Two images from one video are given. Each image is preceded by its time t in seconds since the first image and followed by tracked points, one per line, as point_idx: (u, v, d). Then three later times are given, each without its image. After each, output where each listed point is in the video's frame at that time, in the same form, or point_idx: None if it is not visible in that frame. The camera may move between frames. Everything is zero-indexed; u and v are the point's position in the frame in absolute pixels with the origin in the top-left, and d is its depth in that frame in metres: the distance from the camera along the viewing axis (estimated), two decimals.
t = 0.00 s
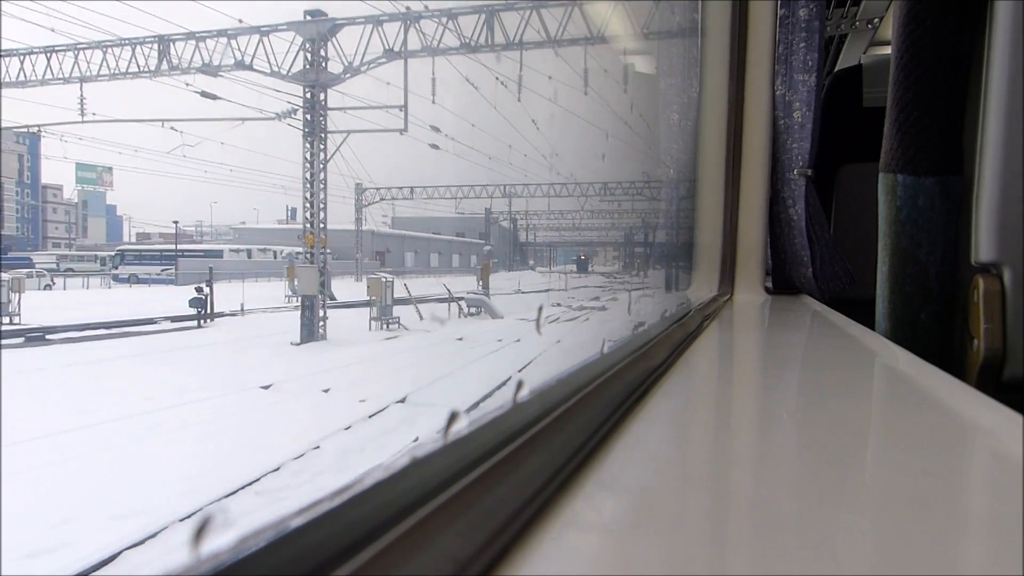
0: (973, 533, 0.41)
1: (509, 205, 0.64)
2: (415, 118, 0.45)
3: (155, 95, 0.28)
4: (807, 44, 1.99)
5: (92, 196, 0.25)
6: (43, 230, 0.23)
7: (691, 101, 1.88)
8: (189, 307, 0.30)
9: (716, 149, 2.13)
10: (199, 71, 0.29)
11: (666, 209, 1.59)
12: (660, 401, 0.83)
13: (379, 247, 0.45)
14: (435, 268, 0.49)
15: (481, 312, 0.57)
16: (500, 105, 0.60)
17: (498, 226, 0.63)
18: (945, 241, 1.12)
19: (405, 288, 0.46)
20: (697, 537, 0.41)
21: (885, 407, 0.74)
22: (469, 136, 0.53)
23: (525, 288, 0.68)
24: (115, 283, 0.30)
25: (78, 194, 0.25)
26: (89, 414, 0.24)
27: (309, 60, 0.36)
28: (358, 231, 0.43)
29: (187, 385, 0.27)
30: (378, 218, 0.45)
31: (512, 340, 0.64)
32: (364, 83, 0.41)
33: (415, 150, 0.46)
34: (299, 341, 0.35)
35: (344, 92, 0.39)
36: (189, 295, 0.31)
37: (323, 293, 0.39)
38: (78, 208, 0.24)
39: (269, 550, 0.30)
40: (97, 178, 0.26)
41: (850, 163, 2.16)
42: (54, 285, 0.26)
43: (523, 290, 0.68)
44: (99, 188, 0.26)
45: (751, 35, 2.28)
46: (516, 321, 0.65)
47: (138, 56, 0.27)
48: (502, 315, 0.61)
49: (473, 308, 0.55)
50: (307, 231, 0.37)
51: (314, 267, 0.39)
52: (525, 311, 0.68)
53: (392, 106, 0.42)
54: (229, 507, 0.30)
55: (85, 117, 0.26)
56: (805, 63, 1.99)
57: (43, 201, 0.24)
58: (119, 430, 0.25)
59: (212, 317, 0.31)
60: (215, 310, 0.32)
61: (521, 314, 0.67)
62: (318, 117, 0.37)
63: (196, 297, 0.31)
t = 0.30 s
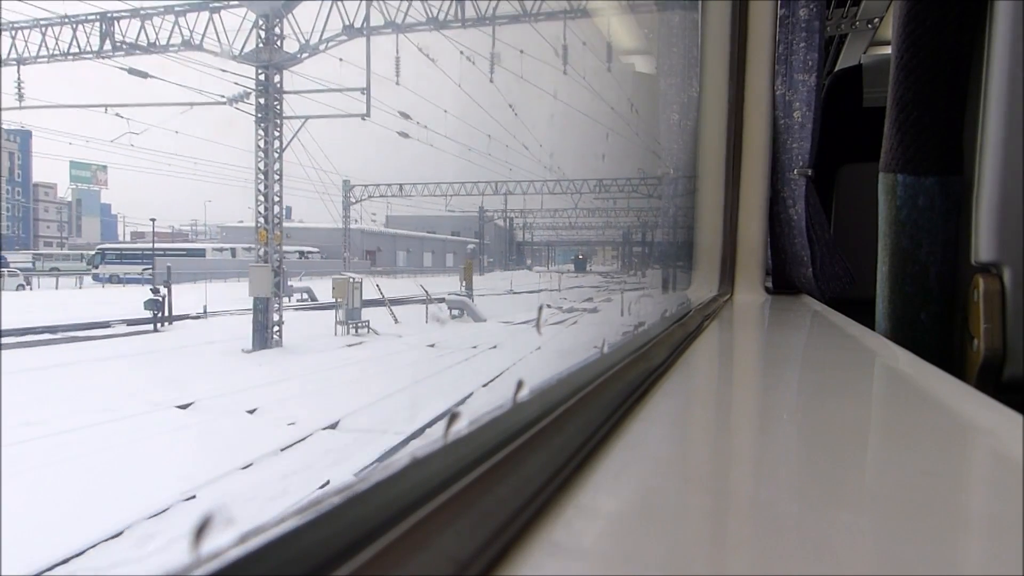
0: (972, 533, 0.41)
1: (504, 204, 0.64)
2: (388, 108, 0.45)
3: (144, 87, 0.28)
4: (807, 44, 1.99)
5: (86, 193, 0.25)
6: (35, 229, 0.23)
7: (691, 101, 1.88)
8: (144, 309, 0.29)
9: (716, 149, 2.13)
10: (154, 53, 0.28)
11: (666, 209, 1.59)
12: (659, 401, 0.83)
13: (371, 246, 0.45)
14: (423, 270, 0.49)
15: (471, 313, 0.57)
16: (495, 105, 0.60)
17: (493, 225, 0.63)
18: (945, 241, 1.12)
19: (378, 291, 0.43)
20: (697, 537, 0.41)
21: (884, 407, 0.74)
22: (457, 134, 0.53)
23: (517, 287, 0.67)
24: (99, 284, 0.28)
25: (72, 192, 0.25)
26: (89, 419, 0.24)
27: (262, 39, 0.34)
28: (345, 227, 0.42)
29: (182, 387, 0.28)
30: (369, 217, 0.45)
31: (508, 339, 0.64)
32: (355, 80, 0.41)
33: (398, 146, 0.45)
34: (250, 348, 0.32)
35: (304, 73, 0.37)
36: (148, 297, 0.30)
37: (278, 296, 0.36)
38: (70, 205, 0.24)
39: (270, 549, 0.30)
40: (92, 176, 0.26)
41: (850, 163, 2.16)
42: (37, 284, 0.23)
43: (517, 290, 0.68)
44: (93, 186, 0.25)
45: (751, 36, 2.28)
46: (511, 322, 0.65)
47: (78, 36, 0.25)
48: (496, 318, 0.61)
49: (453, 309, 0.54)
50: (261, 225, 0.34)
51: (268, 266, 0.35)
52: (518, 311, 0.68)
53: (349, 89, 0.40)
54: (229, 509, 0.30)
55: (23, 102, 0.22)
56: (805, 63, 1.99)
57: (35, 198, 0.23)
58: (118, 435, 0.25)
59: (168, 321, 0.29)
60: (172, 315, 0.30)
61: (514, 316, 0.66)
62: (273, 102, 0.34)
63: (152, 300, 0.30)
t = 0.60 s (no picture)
0: (971, 533, 0.41)
1: (500, 203, 0.62)
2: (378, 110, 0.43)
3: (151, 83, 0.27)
4: (807, 44, 1.99)
5: (81, 194, 0.24)
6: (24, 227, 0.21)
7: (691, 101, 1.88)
8: (90, 313, 0.26)
9: (716, 149, 2.13)
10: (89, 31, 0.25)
11: (666, 209, 1.59)
12: (659, 401, 0.83)
13: (362, 246, 0.44)
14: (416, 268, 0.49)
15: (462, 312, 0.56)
16: (494, 105, 0.60)
17: (488, 224, 0.60)
18: (945, 241, 1.12)
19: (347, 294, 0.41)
20: (696, 536, 0.41)
21: (884, 407, 0.74)
22: (449, 131, 0.52)
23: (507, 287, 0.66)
24: (75, 284, 0.26)
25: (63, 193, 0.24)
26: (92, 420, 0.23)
27: (205, 14, 0.30)
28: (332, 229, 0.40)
29: (188, 390, 0.28)
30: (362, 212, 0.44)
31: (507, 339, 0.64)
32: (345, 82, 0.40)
33: (378, 143, 0.44)
34: (191, 358, 0.28)
35: (247, 50, 0.33)
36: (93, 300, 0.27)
37: (222, 299, 0.31)
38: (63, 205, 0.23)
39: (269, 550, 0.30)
40: (86, 175, 0.25)
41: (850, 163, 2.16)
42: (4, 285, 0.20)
43: (507, 292, 0.67)
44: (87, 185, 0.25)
45: (751, 35, 2.28)
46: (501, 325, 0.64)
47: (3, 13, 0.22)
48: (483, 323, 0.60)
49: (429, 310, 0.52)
50: (200, 220, 0.31)
51: (208, 265, 0.32)
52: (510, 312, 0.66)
53: (307, 69, 0.37)
54: (233, 507, 0.30)
55: None
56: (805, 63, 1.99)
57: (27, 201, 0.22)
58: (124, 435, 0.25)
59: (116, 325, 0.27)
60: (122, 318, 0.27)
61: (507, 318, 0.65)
62: (216, 83, 0.31)
63: (101, 303, 0.27)
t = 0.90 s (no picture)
0: (973, 533, 0.41)
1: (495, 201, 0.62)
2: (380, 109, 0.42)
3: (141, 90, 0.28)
4: (807, 44, 1.99)
5: (76, 192, 0.24)
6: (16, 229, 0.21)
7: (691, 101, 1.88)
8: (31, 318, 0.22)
9: (716, 149, 2.13)
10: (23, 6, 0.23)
11: (666, 209, 1.59)
12: (659, 400, 0.83)
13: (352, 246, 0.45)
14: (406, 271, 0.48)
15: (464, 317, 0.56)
16: (493, 105, 0.60)
17: (485, 224, 0.61)
18: (945, 241, 1.12)
19: (307, 296, 0.40)
20: (697, 537, 0.41)
21: (884, 407, 0.74)
22: (449, 132, 0.52)
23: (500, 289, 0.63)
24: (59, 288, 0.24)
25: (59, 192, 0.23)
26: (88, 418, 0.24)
27: None
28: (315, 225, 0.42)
29: (185, 389, 0.28)
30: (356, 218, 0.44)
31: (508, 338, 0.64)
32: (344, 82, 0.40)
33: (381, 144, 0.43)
34: (116, 371, 0.26)
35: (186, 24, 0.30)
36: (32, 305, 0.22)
37: (153, 304, 0.30)
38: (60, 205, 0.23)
39: (270, 549, 0.30)
40: (81, 176, 0.24)
41: (850, 163, 2.16)
42: None
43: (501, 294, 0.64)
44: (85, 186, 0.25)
45: (751, 35, 2.28)
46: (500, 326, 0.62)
47: None
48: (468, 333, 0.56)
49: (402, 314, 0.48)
50: (130, 216, 0.30)
51: (137, 267, 0.30)
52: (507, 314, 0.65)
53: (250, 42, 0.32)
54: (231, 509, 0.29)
55: None
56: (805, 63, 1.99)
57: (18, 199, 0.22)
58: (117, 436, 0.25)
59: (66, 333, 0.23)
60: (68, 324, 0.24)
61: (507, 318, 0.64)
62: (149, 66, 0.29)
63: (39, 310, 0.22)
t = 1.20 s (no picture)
0: (972, 533, 0.41)
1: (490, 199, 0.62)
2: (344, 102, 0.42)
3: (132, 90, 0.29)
4: (807, 44, 1.99)
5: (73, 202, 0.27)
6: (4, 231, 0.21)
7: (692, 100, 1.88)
8: None
9: (716, 149, 2.13)
10: None
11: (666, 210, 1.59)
12: (659, 401, 0.83)
13: (341, 246, 0.47)
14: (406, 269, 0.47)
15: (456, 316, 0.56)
16: (492, 104, 0.59)
17: (478, 222, 0.60)
18: (945, 240, 1.12)
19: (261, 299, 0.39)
20: (698, 537, 0.41)
21: (885, 407, 0.74)
22: (445, 131, 0.53)
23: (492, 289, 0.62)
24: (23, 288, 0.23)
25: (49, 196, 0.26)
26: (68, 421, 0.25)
27: None
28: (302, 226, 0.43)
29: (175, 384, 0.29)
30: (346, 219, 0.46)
31: (506, 337, 0.64)
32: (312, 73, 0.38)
33: (362, 139, 0.43)
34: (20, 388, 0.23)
35: None
36: None
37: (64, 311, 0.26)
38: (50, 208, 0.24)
39: (270, 549, 0.30)
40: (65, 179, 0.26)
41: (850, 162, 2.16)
42: None
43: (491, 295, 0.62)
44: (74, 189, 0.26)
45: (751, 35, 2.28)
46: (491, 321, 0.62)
47: None
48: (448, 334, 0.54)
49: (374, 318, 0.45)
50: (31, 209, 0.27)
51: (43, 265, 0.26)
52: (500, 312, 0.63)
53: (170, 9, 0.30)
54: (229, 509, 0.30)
55: None
56: (805, 63, 1.98)
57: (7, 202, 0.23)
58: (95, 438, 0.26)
59: None
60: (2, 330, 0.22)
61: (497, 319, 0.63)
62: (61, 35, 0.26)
63: None
